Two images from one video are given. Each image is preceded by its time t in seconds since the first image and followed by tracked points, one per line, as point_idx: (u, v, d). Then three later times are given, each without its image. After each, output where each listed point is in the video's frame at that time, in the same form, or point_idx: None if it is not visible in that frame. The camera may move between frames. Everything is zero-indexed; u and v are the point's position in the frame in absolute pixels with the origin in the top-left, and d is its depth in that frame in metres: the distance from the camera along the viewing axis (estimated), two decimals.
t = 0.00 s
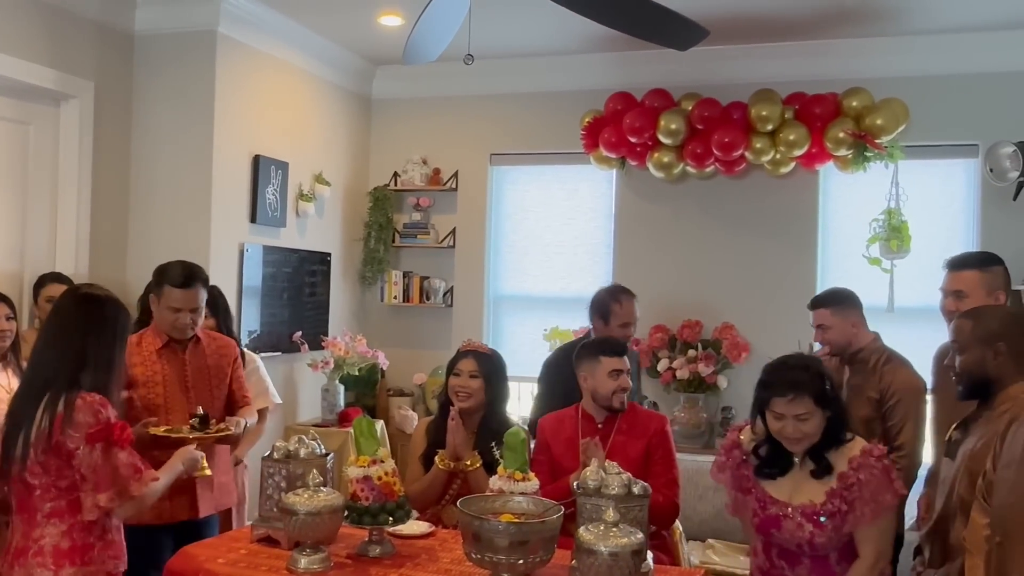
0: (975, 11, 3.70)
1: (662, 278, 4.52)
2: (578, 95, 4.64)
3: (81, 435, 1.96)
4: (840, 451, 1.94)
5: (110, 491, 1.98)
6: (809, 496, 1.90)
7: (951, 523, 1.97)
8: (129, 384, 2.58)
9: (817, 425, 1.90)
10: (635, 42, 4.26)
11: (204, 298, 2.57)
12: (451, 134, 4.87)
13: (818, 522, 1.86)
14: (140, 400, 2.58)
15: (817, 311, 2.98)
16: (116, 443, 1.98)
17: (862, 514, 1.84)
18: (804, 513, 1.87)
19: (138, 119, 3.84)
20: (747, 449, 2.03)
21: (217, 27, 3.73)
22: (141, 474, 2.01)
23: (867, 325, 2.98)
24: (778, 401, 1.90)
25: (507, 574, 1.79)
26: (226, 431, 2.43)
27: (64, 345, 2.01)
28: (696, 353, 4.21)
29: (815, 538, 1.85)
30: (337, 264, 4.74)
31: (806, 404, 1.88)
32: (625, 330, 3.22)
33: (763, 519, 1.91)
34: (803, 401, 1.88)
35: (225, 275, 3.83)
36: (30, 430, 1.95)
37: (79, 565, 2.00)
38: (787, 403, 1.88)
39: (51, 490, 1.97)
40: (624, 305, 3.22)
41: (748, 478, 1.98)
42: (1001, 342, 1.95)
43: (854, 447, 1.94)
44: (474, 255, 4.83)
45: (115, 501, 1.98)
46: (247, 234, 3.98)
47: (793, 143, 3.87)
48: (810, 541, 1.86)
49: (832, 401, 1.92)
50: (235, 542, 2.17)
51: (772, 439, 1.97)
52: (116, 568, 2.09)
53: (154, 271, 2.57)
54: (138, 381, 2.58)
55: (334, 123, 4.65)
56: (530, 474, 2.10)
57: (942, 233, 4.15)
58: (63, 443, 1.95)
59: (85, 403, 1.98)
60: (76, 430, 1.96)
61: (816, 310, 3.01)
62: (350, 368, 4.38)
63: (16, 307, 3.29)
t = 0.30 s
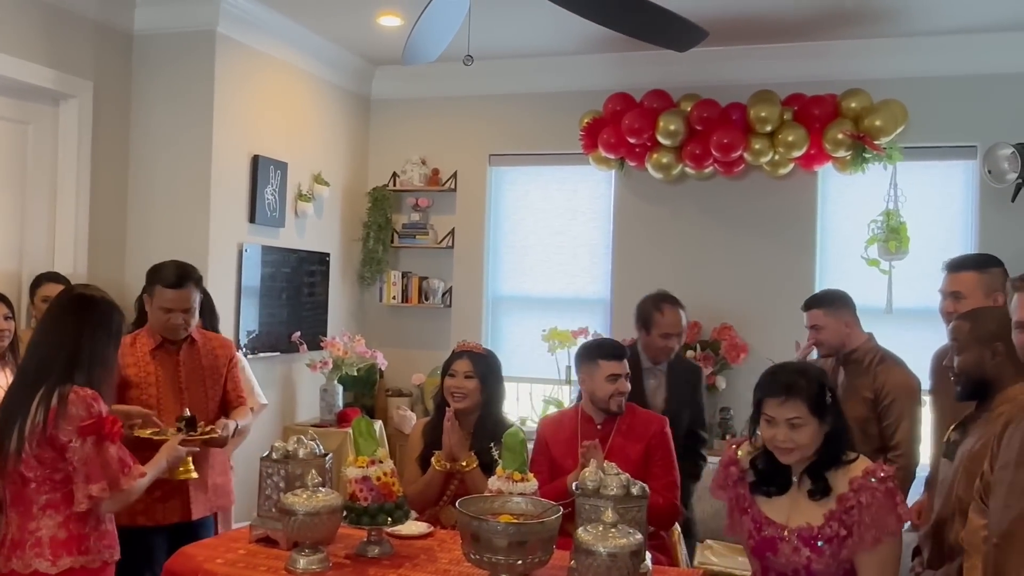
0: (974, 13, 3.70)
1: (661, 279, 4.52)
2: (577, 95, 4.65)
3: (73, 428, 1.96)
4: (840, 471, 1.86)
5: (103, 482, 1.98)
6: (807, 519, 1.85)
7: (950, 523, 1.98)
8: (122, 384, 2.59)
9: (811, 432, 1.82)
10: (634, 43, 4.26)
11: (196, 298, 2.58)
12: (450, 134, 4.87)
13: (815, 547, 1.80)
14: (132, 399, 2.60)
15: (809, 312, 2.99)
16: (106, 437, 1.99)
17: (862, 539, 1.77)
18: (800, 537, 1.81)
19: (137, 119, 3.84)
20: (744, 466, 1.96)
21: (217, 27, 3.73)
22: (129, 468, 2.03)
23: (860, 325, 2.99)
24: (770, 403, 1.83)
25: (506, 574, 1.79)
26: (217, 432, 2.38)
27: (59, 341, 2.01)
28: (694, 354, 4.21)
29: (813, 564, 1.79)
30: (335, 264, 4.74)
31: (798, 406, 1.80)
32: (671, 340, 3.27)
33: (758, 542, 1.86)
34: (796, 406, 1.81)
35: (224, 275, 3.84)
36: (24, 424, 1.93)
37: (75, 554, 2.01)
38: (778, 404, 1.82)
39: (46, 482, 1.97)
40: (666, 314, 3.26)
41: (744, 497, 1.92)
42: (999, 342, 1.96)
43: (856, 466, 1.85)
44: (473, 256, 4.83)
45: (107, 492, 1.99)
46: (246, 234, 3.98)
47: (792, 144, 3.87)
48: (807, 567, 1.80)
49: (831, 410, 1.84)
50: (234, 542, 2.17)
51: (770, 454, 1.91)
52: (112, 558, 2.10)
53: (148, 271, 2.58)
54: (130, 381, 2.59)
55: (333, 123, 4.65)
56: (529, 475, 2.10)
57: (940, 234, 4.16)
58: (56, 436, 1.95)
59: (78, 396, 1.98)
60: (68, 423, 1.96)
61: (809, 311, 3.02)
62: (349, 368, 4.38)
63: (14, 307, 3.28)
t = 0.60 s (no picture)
0: (973, 13, 3.71)
1: (660, 279, 4.52)
2: (576, 95, 4.65)
3: (62, 425, 1.95)
4: (818, 470, 1.85)
5: (86, 479, 1.98)
6: (782, 522, 1.84)
7: (948, 524, 1.98)
8: (113, 385, 2.57)
9: (785, 425, 1.80)
10: (633, 43, 4.26)
11: (183, 296, 2.58)
12: (449, 134, 4.87)
13: (789, 552, 1.79)
14: (124, 403, 2.58)
15: (806, 304, 3.03)
16: (93, 434, 1.99)
17: (837, 545, 1.76)
18: (774, 543, 1.80)
19: (135, 118, 3.83)
20: (722, 466, 1.95)
21: (215, 26, 3.73)
22: (113, 467, 2.03)
23: (854, 324, 3.01)
24: (742, 396, 1.81)
25: (505, 573, 1.79)
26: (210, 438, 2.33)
27: (50, 340, 2.00)
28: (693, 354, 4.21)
29: (786, 571, 1.79)
30: (334, 263, 4.74)
31: (771, 397, 1.78)
32: (726, 345, 3.06)
33: (731, 547, 1.85)
34: (768, 399, 1.79)
35: (223, 274, 3.83)
36: (18, 419, 1.93)
37: (67, 548, 2.01)
38: (750, 396, 1.80)
39: (38, 477, 1.97)
40: (718, 318, 3.05)
41: (721, 499, 1.91)
42: (998, 343, 1.97)
43: (835, 467, 1.84)
44: (472, 255, 4.83)
45: (89, 488, 1.98)
46: (244, 233, 3.98)
47: (791, 144, 3.87)
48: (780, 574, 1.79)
49: (807, 404, 1.83)
50: (232, 541, 2.17)
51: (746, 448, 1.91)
52: (105, 552, 2.10)
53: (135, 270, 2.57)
54: (122, 382, 2.57)
55: (331, 122, 4.65)
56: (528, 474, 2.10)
57: (939, 234, 4.16)
58: (46, 431, 1.95)
59: (70, 393, 1.98)
60: (58, 419, 1.95)
61: (805, 304, 3.05)
62: (347, 368, 4.38)
63: (12, 306, 3.28)
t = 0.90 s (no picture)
0: (973, 14, 3.71)
1: (660, 279, 4.52)
2: (576, 95, 4.64)
3: (51, 425, 1.94)
4: (812, 484, 1.70)
5: (70, 479, 1.97)
6: (767, 540, 1.70)
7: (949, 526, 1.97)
8: (108, 389, 2.57)
9: (775, 439, 1.66)
10: (633, 43, 4.26)
11: (174, 297, 2.57)
12: (448, 134, 4.87)
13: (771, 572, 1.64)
14: (118, 408, 2.58)
15: (802, 302, 3.03)
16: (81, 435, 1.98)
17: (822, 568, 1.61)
18: (755, 561, 1.66)
19: (136, 118, 3.83)
20: (713, 479, 1.83)
21: (215, 26, 3.73)
22: (102, 468, 2.01)
23: (848, 324, 3.01)
24: (728, 407, 1.68)
25: (505, 574, 1.79)
26: (212, 445, 2.26)
27: (45, 341, 2.00)
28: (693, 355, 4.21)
29: None
30: (334, 263, 4.73)
31: (758, 410, 1.64)
32: (753, 349, 2.96)
33: (714, 563, 1.73)
34: (755, 411, 1.65)
35: (224, 274, 3.83)
36: (11, 418, 1.94)
37: (61, 548, 2.01)
38: (736, 409, 1.66)
39: (32, 477, 1.98)
40: (744, 323, 2.96)
41: (709, 513, 1.80)
42: (999, 344, 1.97)
43: (830, 482, 1.69)
44: (472, 255, 4.83)
45: (73, 489, 1.98)
46: (244, 233, 3.98)
47: (791, 145, 3.87)
48: None
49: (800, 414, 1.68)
50: (231, 542, 2.16)
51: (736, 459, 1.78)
52: (102, 552, 2.10)
53: (124, 270, 2.55)
54: (116, 386, 2.57)
55: (332, 122, 4.65)
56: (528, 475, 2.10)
57: (938, 236, 4.17)
58: (36, 430, 1.95)
59: (60, 394, 1.97)
60: (47, 419, 1.94)
61: (802, 302, 3.05)
62: (347, 368, 4.38)
63: (12, 305, 3.28)
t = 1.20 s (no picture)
0: (971, 14, 3.71)
1: (659, 279, 4.52)
2: (574, 95, 4.64)
3: (41, 425, 1.94)
4: (809, 498, 1.55)
5: (58, 480, 1.96)
6: (762, 562, 1.56)
7: (948, 527, 1.97)
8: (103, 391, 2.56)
9: (764, 432, 1.50)
10: (631, 43, 4.26)
11: (168, 299, 2.56)
12: (446, 134, 4.87)
13: None
14: (113, 410, 2.57)
15: (799, 303, 3.06)
16: (72, 436, 1.96)
17: None
18: None
19: (134, 118, 3.82)
20: (705, 496, 1.68)
21: (213, 25, 3.72)
22: (92, 470, 1.99)
23: (842, 327, 3.04)
24: (717, 393, 1.55)
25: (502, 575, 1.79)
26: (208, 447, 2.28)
27: (41, 342, 2.00)
28: (691, 355, 4.21)
29: None
30: (331, 263, 4.73)
31: (746, 394, 1.51)
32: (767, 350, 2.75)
33: None
34: (744, 398, 1.51)
35: (222, 274, 3.83)
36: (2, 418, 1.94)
37: (54, 550, 2.00)
38: (724, 393, 1.53)
39: (25, 477, 1.97)
40: (757, 322, 2.77)
41: (698, 537, 1.65)
42: (999, 344, 1.96)
43: (829, 497, 1.53)
44: (470, 255, 4.82)
45: (61, 490, 1.96)
46: (242, 233, 3.97)
47: (789, 145, 3.87)
48: None
49: (798, 411, 1.52)
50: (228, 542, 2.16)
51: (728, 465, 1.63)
52: (96, 553, 2.09)
53: (117, 270, 2.54)
54: (111, 388, 2.57)
55: (330, 122, 4.64)
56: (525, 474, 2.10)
57: (936, 236, 4.17)
58: (27, 430, 1.95)
59: (52, 394, 1.96)
60: (38, 419, 1.94)
61: (798, 303, 3.09)
62: (345, 367, 4.37)
63: (10, 305, 3.27)
